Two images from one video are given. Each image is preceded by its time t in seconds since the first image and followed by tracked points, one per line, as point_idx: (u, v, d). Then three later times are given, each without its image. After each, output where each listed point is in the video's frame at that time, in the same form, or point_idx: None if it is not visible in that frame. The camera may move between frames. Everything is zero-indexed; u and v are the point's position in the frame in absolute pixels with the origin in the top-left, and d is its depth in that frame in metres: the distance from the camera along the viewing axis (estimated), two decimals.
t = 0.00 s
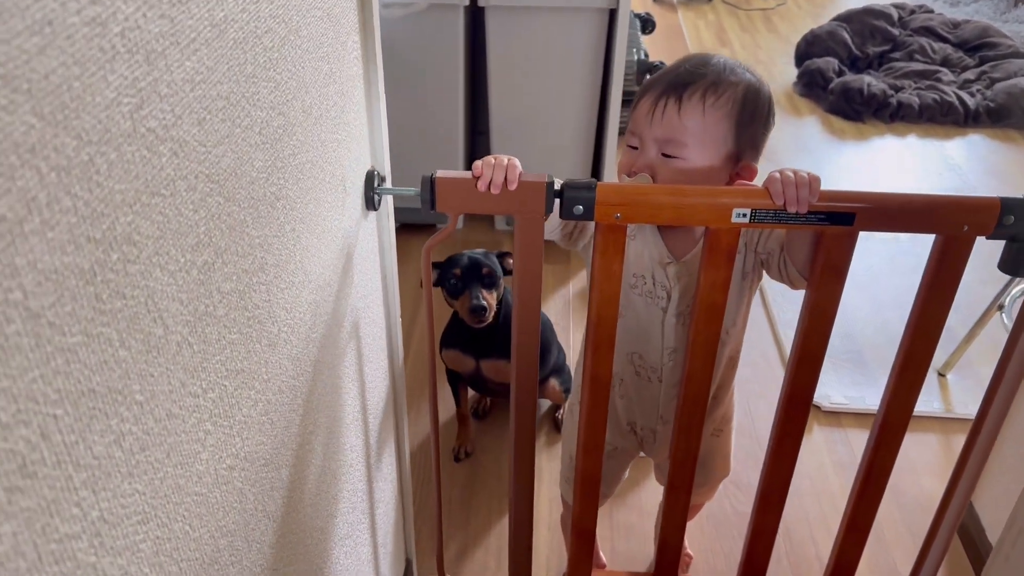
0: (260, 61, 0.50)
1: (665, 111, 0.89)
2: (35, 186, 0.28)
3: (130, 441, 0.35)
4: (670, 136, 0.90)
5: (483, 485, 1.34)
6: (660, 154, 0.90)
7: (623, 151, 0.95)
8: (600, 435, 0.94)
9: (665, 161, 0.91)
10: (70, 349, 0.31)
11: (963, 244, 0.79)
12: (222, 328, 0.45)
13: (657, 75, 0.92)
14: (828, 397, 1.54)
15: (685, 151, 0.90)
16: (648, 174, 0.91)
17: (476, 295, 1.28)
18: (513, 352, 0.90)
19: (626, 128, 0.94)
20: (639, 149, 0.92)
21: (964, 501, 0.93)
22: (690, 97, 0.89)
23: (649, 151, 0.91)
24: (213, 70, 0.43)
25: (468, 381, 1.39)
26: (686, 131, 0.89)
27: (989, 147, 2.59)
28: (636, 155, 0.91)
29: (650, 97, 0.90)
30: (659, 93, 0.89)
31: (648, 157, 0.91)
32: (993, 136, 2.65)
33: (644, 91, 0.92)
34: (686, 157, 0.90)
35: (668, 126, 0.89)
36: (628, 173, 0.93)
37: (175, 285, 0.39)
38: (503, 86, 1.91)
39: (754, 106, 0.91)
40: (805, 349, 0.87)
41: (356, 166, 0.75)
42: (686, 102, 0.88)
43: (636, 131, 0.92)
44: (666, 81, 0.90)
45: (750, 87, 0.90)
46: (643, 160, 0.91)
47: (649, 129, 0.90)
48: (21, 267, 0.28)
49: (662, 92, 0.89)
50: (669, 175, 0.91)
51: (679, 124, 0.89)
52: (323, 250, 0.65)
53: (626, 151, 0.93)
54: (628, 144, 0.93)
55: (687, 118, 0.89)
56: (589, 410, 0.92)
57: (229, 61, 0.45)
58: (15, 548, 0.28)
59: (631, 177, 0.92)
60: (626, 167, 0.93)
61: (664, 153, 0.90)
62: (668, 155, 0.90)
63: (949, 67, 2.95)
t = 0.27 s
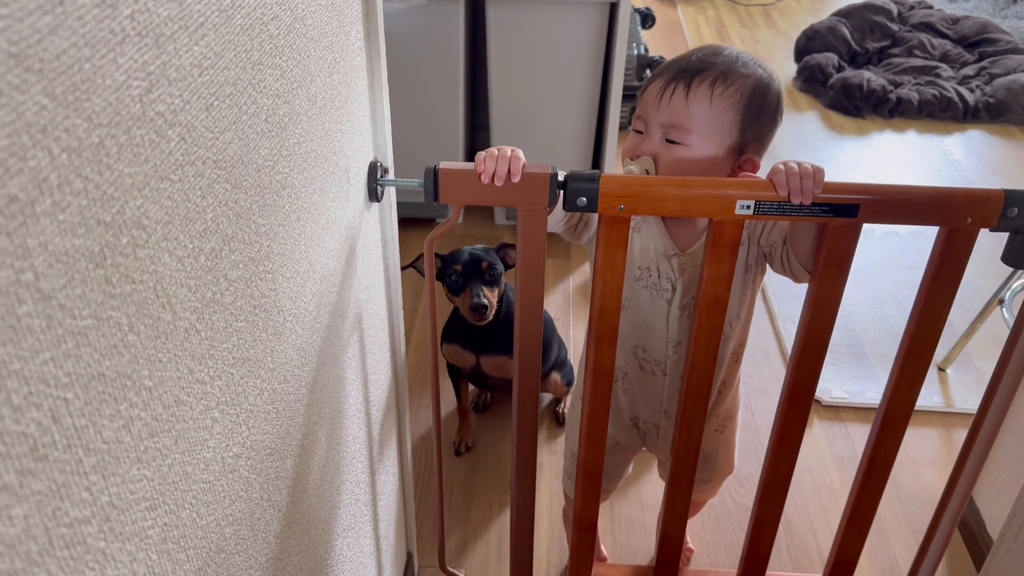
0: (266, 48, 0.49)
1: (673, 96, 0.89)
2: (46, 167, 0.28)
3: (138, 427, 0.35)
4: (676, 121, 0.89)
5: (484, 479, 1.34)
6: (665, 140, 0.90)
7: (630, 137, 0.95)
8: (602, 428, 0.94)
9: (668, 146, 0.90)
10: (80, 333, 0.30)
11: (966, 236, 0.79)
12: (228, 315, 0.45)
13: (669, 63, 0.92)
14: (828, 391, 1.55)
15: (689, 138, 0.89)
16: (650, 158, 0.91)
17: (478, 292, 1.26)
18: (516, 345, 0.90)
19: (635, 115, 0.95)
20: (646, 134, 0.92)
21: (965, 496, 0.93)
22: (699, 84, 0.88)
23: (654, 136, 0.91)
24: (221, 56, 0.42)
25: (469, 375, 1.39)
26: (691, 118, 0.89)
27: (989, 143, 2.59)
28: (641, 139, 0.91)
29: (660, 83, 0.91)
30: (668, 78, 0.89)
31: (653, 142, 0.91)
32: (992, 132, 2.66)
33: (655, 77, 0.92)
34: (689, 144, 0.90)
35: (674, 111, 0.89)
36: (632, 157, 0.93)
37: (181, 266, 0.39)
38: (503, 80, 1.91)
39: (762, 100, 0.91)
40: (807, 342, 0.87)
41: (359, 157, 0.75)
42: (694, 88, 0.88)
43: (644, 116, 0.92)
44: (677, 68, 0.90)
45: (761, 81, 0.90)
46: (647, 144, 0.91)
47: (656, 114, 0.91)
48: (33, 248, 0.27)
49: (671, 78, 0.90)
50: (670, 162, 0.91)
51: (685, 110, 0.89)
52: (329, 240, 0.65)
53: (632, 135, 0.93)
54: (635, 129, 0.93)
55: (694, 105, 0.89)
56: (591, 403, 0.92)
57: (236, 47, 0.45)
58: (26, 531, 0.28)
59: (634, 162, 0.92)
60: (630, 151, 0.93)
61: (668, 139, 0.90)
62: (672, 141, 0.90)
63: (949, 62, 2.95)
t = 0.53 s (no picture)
0: (268, 47, 0.49)
1: (675, 90, 0.89)
2: (49, 167, 0.28)
3: (140, 427, 0.35)
4: (677, 116, 0.89)
5: (483, 477, 1.34)
6: (666, 135, 0.90)
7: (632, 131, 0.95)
8: (602, 427, 0.94)
9: (669, 141, 0.90)
10: (83, 333, 0.30)
11: (967, 235, 0.79)
12: (229, 315, 0.45)
13: (673, 57, 0.92)
14: (828, 389, 1.55)
15: (690, 133, 0.89)
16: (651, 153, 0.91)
17: (476, 293, 1.26)
18: (516, 343, 0.90)
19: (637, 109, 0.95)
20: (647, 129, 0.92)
21: (965, 495, 0.93)
22: (702, 80, 0.88)
23: (655, 130, 0.91)
24: (222, 55, 0.42)
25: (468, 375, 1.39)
26: (693, 114, 0.89)
27: (988, 141, 2.59)
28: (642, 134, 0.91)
29: (662, 77, 0.90)
30: (671, 73, 0.89)
31: (654, 136, 0.91)
32: (991, 130, 2.66)
33: (658, 71, 0.92)
34: (690, 139, 0.90)
35: (676, 106, 0.89)
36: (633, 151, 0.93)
37: (184, 278, 0.39)
38: (502, 78, 1.90)
39: (765, 97, 0.91)
40: (807, 342, 0.87)
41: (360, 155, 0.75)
42: (697, 84, 0.88)
43: (646, 110, 0.92)
44: (680, 63, 0.90)
45: (764, 78, 0.90)
46: (649, 139, 0.91)
47: (658, 108, 0.91)
48: (35, 248, 0.27)
49: (674, 73, 0.89)
50: (671, 157, 0.90)
51: (687, 105, 0.89)
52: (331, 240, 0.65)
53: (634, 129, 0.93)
54: (637, 123, 0.93)
55: (696, 101, 0.89)
56: (591, 401, 0.92)
57: (238, 46, 0.44)
58: (28, 532, 0.28)
59: (635, 156, 0.92)
60: (631, 146, 0.93)
61: (670, 134, 0.90)
62: (673, 136, 0.90)
63: (948, 61, 2.95)
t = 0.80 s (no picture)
0: (264, 49, 0.49)
1: (682, 90, 0.88)
2: (40, 174, 0.27)
3: (134, 435, 0.35)
4: (684, 116, 0.89)
5: (481, 478, 1.34)
6: (672, 134, 0.89)
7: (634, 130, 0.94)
8: (600, 429, 0.94)
9: (674, 140, 0.89)
10: (75, 342, 0.30)
11: (966, 236, 0.79)
12: (226, 319, 0.44)
13: (679, 57, 0.91)
14: (827, 390, 1.54)
15: (696, 133, 0.89)
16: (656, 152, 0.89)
17: (476, 298, 1.26)
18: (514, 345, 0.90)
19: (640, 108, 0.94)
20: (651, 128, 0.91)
21: (964, 497, 0.93)
22: (709, 80, 0.88)
23: (660, 129, 0.90)
24: (218, 58, 0.42)
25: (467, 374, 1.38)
26: (700, 113, 0.88)
27: (987, 140, 2.59)
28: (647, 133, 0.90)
29: (669, 76, 0.90)
30: (678, 72, 0.89)
31: (659, 135, 0.90)
32: (990, 130, 2.66)
33: (664, 70, 0.91)
34: (696, 139, 0.89)
35: (683, 105, 0.88)
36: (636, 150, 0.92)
37: (184, 267, 0.39)
38: (501, 77, 1.90)
39: (768, 99, 0.91)
40: (806, 343, 0.86)
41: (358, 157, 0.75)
42: (704, 84, 0.88)
43: (651, 109, 0.91)
44: (688, 62, 0.89)
45: (768, 80, 0.90)
46: (653, 138, 0.90)
47: (664, 107, 0.90)
48: (26, 257, 0.27)
49: (682, 72, 0.89)
50: (676, 156, 0.89)
51: (694, 104, 0.88)
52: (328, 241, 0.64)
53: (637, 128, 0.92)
54: (640, 122, 0.92)
55: (702, 100, 0.88)
56: (590, 403, 0.91)
57: (233, 49, 0.44)
58: (20, 544, 0.27)
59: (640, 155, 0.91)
60: (634, 144, 0.92)
61: (675, 133, 0.89)
62: (678, 135, 0.89)
63: (947, 60, 2.95)
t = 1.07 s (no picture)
0: (263, 42, 0.48)
1: (712, 89, 0.87)
2: (34, 165, 0.27)
3: (130, 430, 0.34)
4: (716, 115, 0.88)
5: (481, 476, 1.33)
6: (705, 134, 0.88)
7: (650, 130, 0.92)
8: (601, 427, 0.93)
9: (709, 141, 0.89)
10: (70, 336, 0.30)
11: (969, 233, 0.78)
12: (224, 315, 0.44)
13: (690, 54, 0.90)
14: (827, 388, 1.54)
15: (730, 132, 0.88)
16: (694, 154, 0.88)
17: (475, 297, 1.25)
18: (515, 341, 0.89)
19: (653, 106, 0.91)
20: (677, 128, 0.90)
21: (966, 495, 0.93)
22: (734, 77, 0.88)
23: (693, 130, 0.89)
24: (216, 51, 0.41)
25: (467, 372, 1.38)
26: (732, 112, 0.88)
27: (988, 138, 2.59)
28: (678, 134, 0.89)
29: (693, 75, 0.88)
30: (705, 70, 0.87)
31: (691, 136, 0.89)
32: (991, 128, 2.65)
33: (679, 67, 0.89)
34: (730, 138, 0.89)
35: (714, 105, 0.88)
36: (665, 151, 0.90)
37: (184, 277, 0.39)
38: (501, 75, 1.89)
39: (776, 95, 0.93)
40: (808, 341, 0.86)
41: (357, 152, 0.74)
42: (732, 82, 0.88)
43: (675, 109, 0.89)
44: (709, 60, 0.88)
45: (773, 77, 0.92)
46: (687, 139, 0.89)
47: (693, 107, 0.88)
48: (20, 249, 0.26)
49: (707, 70, 0.87)
50: (712, 155, 0.89)
51: (726, 103, 0.88)
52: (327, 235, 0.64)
53: (660, 128, 0.90)
54: (662, 122, 0.90)
55: (732, 99, 0.88)
56: (590, 400, 0.91)
57: (231, 41, 0.43)
58: (14, 541, 0.27)
59: (675, 156, 0.89)
60: (663, 146, 0.90)
61: (707, 133, 0.89)
62: (712, 135, 0.89)
63: (948, 58, 2.94)
